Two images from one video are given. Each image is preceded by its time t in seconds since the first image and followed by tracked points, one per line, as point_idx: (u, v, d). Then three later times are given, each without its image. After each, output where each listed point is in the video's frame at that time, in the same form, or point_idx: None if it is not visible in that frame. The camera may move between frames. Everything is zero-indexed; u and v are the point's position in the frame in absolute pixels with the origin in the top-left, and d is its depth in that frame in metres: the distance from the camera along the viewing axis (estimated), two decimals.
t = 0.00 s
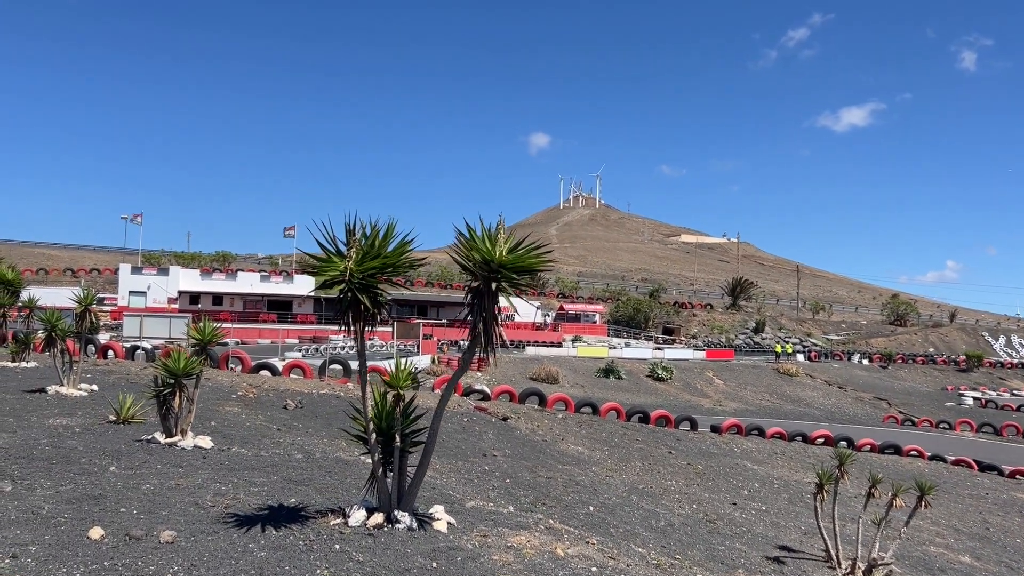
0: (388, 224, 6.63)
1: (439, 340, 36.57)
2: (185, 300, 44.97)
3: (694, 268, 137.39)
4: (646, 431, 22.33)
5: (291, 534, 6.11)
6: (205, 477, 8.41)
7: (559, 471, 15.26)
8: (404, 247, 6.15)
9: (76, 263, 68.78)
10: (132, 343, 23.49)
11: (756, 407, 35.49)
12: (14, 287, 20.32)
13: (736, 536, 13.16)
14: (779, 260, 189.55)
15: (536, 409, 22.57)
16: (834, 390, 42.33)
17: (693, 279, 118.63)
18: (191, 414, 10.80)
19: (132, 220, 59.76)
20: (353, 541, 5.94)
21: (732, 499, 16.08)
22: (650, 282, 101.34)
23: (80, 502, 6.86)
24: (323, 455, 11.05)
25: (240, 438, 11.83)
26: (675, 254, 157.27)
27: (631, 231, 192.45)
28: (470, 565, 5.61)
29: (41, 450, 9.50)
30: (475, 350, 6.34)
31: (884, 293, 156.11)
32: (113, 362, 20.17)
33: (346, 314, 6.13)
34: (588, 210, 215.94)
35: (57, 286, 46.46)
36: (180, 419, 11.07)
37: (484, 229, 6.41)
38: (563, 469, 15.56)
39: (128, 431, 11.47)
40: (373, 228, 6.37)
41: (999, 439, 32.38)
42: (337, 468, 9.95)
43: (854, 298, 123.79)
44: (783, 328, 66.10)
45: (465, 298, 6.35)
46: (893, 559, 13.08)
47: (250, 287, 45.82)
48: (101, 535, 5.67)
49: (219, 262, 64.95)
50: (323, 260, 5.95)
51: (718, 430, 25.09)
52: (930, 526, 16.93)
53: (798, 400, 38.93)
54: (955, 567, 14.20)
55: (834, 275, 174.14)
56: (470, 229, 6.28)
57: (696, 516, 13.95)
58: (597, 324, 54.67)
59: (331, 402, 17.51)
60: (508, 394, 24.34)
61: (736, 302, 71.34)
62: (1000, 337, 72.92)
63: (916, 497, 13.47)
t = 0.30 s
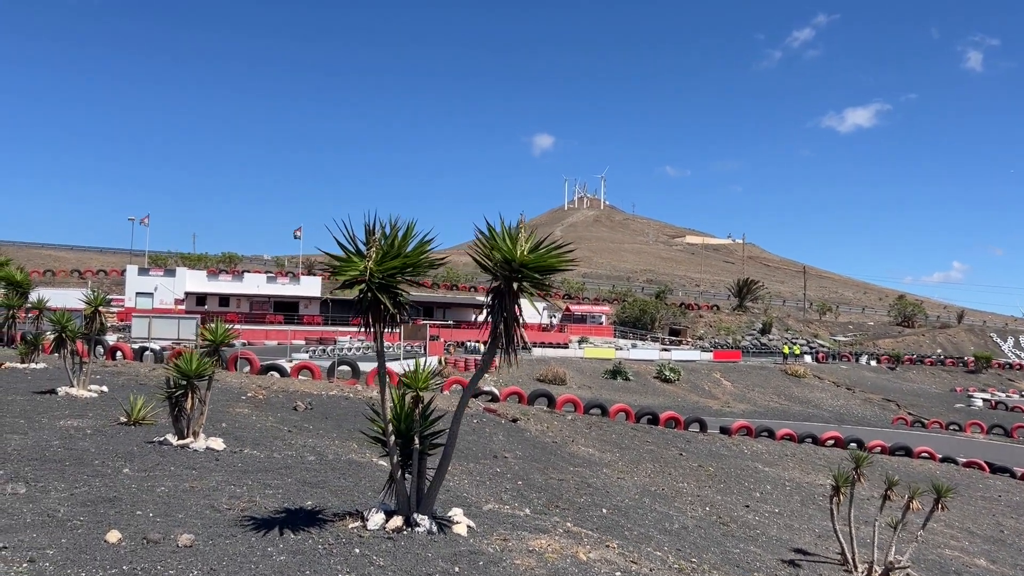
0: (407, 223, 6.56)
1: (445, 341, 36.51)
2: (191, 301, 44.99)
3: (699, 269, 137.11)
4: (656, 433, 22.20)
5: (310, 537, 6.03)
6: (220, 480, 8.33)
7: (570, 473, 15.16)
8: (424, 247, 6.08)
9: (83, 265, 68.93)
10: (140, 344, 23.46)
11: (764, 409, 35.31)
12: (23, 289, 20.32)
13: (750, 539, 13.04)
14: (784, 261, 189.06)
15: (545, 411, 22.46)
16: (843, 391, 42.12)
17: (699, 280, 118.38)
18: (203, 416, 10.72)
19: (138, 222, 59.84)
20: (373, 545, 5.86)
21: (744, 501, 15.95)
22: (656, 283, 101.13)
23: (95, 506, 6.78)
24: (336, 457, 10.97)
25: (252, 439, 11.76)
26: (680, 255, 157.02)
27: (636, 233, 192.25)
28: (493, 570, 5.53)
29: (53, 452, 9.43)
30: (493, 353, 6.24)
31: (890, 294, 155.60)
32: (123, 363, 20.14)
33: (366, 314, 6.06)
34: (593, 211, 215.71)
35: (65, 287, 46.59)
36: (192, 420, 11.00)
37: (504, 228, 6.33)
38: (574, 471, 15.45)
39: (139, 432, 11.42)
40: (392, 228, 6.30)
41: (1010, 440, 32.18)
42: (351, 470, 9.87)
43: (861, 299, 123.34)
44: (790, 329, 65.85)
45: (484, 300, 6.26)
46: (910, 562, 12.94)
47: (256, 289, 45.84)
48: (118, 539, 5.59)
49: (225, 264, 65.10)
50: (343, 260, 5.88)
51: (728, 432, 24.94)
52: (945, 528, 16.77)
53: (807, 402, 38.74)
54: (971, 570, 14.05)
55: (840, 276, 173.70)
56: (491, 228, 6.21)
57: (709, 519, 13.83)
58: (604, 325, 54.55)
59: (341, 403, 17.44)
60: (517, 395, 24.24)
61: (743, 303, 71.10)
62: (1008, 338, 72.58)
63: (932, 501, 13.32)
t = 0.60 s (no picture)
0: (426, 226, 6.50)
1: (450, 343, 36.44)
2: (195, 303, 44.94)
3: (702, 271, 136.94)
4: (663, 436, 22.11)
5: (328, 545, 5.96)
6: (232, 484, 8.25)
7: (579, 477, 15.07)
8: (444, 250, 6.02)
9: (86, 266, 68.90)
10: (145, 346, 23.40)
11: (770, 411, 35.19)
12: (29, 291, 20.27)
13: (762, 544, 12.95)
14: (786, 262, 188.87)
15: (552, 414, 22.36)
16: (848, 393, 41.98)
17: (702, 281, 118.24)
18: (213, 419, 10.63)
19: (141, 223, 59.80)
20: (392, 553, 5.79)
21: (754, 505, 15.85)
22: (659, 284, 100.98)
23: (109, 512, 6.70)
24: (346, 462, 10.89)
25: (262, 443, 11.69)
26: (682, 257, 156.86)
27: (639, 234, 192.01)
28: None
29: (64, 457, 9.35)
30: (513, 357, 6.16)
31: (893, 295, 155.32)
32: (130, 365, 20.06)
33: (386, 319, 6.01)
34: (595, 212, 215.57)
35: (69, 288, 46.54)
36: (202, 424, 10.92)
37: (525, 232, 6.26)
38: (584, 475, 15.35)
39: (148, 436, 11.34)
40: (412, 231, 6.24)
41: (1017, 443, 32.05)
42: (363, 475, 9.79)
43: (864, 300, 123.11)
44: (794, 331, 65.71)
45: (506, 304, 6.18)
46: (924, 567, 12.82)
47: (260, 290, 45.80)
48: (134, 547, 5.51)
49: (228, 265, 65.02)
50: (362, 264, 5.83)
51: (735, 434, 24.84)
52: (956, 532, 16.65)
53: (812, 404, 38.61)
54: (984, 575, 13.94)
55: (843, 278, 173.44)
56: (512, 232, 6.14)
57: (720, 523, 13.74)
58: (608, 327, 54.45)
59: (349, 406, 17.35)
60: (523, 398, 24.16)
61: (746, 305, 70.96)
62: (1012, 340, 72.38)
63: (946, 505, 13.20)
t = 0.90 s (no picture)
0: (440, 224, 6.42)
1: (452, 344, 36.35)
2: (196, 304, 44.85)
3: (702, 271, 136.82)
4: (667, 437, 22.03)
5: (340, 548, 5.87)
6: (241, 486, 8.18)
7: (586, 478, 14.99)
8: (457, 250, 5.94)
9: (87, 267, 68.90)
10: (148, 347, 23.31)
11: (773, 412, 35.10)
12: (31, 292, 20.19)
13: (770, 545, 12.87)
14: (786, 263, 188.79)
15: (556, 414, 22.30)
16: (851, 394, 41.91)
17: (702, 281, 118.12)
18: (219, 420, 10.54)
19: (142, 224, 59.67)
20: (406, 557, 5.70)
21: (761, 506, 15.75)
22: (660, 285, 100.85)
23: (117, 514, 6.62)
24: (354, 463, 10.80)
25: (268, 444, 11.61)
26: (683, 258, 156.76)
27: (639, 235, 192.01)
28: None
29: (69, 458, 9.28)
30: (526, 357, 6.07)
31: (893, 295, 155.22)
32: (133, 366, 20.01)
33: (399, 319, 5.94)
34: (595, 213, 215.45)
35: (70, 289, 46.48)
36: (208, 425, 10.83)
37: (540, 230, 6.18)
38: (590, 476, 15.27)
39: (153, 437, 11.26)
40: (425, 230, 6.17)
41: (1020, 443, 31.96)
42: (370, 476, 9.72)
43: (864, 301, 122.97)
44: (795, 331, 65.64)
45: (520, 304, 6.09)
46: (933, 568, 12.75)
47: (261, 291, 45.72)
48: (145, 550, 5.43)
49: (229, 266, 64.84)
50: (376, 263, 5.76)
51: (739, 435, 24.77)
52: (964, 534, 16.57)
53: (815, 404, 38.53)
54: None
55: (843, 278, 173.35)
56: (528, 230, 6.05)
57: (728, 524, 13.65)
58: (609, 327, 54.39)
59: (353, 407, 17.26)
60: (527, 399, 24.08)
61: (747, 305, 70.89)
62: (1014, 341, 72.32)
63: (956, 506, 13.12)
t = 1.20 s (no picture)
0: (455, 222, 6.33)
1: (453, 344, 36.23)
2: (195, 303, 44.70)
3: (701, 271, 136.72)
4: (671, 437, 21.93)
5: (353, 552, 5.76)
6: (249, 489, 8.04)
7: (591, 479, 14.87)
8: (472, 248, 5.85)
9: (85, 266, 68.69)
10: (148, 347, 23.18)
11: (774, 412, 34.99)
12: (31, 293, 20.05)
13: (779, 547, 12.76)
14: (785, 262, 188.78)
15: (559, 415, 22.18)
16: (852, 394, 41.82)
17: (701, 281, 118.00)
18: (223, 422, 10.41)
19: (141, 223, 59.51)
20: (421, 562, 5.59)
21: (768, 507, 15.64)
22: (659, 285, 100.79)
23: (127, 518, 6.49)
24: (360, 465, 10.67)
25: (272, 446, 11.47)
26: (681, 258, 156.67)
27: (637, 235, 191.94)
28: None
29: (72, 460, 9.13)
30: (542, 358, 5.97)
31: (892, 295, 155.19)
32: (133, 366, 19.85)
33: (413, 318, 5.85)
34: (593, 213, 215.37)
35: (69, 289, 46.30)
36: (212, 426, 10.69)
37: (557, 229, 6.09)
38: (594, 477, 15.13)
39: (156, 438, 11.13)
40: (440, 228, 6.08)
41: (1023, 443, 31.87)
42: (377, 478, 9.60)
43: (864, 301, 122.92)
44: (795, 331, 65.57)
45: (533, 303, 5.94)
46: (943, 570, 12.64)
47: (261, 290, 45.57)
48: (154, 556, 5.31)
49: (228, 266, 64.67)
50: (390, 262, 5.68)
51: (742, 435, 24.67)
52: (971, 535, 16.45)
53: (817, 404, 38.42)
54: None
55: (842, 277, 173.43)
56: (545, 229, 5.96)
57: (735, 526, 13.54)
58: (609, 327, 54.27)
59: (357, 408, 17.14)
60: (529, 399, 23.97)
61: (747, 305, 70.81)
62: (1013, 341, 72.30)
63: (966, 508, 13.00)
